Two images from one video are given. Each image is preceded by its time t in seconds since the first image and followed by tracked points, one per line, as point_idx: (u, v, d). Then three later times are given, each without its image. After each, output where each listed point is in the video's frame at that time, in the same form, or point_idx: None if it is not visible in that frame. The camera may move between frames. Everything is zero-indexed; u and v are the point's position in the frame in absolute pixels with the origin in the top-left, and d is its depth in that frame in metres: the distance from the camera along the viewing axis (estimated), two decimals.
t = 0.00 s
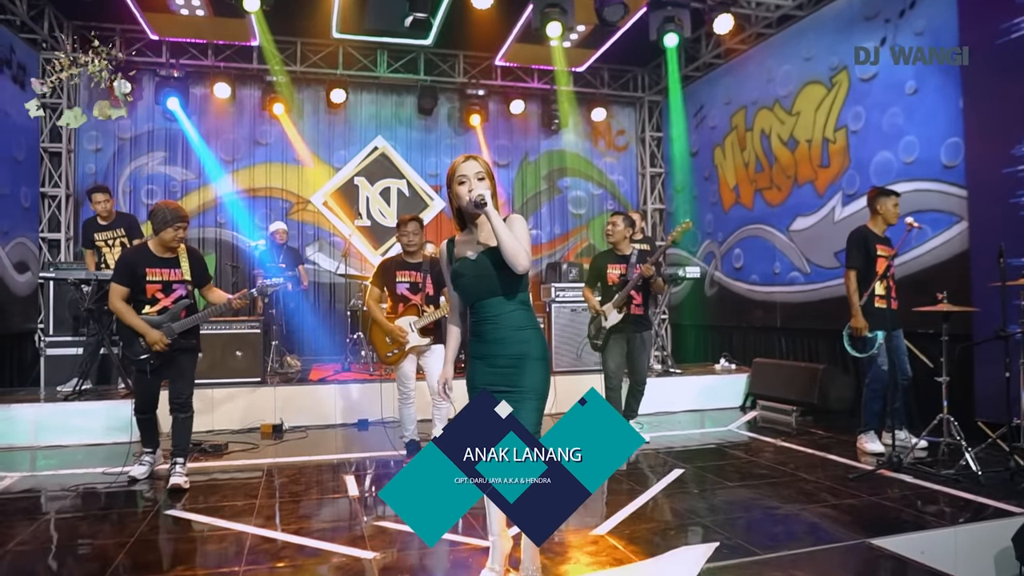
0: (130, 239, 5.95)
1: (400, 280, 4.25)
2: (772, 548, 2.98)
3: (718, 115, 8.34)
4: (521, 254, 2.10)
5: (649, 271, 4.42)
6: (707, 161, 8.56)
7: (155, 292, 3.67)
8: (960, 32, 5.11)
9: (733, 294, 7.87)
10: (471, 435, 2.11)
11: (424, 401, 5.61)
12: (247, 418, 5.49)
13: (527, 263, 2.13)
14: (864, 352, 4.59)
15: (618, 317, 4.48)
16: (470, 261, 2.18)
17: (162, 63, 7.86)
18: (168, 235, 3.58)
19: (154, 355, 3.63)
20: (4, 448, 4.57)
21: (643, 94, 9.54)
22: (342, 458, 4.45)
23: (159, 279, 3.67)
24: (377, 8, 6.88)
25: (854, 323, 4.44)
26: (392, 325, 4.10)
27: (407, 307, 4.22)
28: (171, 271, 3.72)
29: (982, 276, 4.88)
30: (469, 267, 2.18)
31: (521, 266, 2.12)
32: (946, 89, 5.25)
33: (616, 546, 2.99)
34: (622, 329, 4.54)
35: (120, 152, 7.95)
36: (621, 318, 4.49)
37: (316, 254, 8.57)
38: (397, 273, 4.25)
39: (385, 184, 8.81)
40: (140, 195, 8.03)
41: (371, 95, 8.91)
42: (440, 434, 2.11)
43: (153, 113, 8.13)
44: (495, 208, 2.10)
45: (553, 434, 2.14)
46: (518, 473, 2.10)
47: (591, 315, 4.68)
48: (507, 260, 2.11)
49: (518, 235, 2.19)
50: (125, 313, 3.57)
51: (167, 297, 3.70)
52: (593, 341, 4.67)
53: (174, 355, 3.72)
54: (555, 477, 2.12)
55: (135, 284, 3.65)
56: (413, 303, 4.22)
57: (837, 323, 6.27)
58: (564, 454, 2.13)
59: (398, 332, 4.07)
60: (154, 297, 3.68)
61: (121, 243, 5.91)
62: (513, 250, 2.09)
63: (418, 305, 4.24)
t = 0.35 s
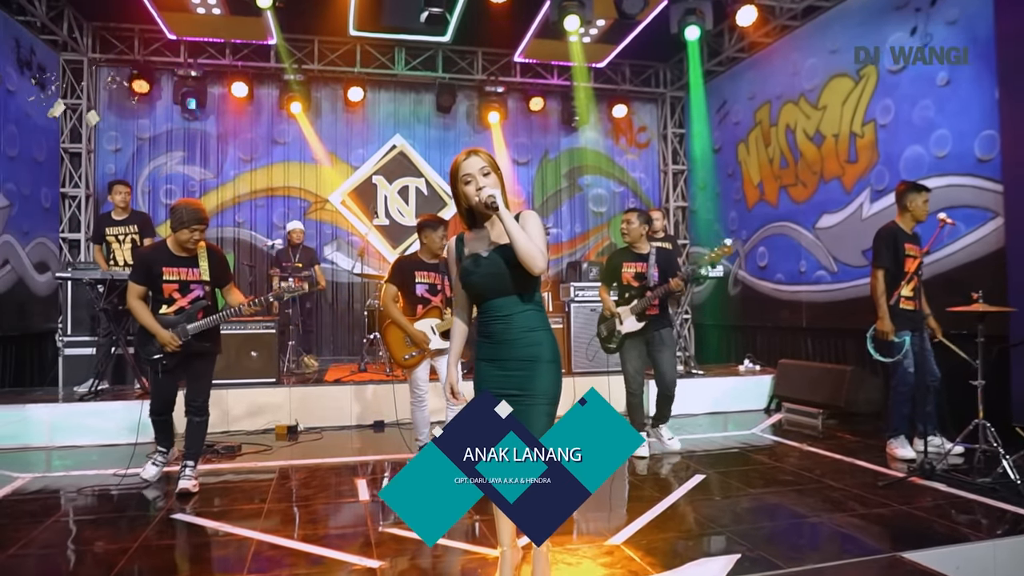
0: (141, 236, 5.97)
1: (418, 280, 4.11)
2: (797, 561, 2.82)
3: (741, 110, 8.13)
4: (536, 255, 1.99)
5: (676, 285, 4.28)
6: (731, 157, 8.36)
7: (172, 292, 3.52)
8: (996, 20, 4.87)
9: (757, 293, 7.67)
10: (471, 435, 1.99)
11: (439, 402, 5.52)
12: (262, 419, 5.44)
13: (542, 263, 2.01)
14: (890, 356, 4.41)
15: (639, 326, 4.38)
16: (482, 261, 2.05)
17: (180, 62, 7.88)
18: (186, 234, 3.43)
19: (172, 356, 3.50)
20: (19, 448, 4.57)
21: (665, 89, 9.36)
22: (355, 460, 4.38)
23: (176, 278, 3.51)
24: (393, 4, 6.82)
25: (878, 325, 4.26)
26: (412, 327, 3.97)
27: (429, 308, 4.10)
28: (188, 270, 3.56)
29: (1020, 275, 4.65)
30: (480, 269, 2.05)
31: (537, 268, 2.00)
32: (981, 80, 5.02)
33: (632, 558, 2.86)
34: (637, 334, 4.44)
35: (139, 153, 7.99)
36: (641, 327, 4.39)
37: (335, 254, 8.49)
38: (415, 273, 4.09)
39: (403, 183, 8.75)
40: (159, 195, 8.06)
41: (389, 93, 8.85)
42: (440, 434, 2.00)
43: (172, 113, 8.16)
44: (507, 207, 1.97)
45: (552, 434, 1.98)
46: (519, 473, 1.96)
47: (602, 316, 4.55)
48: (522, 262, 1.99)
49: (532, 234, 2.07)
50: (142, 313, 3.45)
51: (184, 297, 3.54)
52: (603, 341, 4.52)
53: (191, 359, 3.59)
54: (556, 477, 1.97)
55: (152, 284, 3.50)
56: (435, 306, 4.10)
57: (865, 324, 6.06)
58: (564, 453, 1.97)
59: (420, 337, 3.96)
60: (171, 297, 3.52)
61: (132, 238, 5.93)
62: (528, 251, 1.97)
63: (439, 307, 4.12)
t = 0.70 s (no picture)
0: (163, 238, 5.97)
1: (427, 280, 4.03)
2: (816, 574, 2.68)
3: (761, 106, 7.96)
4: (551, 255, 1.88)
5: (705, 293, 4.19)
6: (751, 155, 8.18)
7: (180, 286, 3.42)
8: None
9: (778, 293, 7.49)
10: (471, 432, 1.80)
11: (451, 405, 5.44)
12: (273, 421, 5.40)
13: (557, 264, 1.91)
14: (919, 359, 4.24)
15: (665, 329, 4.24)
16: (492, 259, 1.95)
17: (195, 63, 7.90)
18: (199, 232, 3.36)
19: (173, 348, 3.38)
20: (31, 449, 4.56)
21: (683, 87, 9.20)
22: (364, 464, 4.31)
23: (187, 272, 3.41)
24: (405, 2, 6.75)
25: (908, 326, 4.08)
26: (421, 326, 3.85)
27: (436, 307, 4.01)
28: (201, 266, 3.46)
29: None
30: (490, 268, 1.94)
31: (552, 268, 1.90)
32: (1011, 72, 4.82)
33: (644, 569, 2.74)
34: (657, 337, 4.32)
35: (155, 153, 8.01)
36: (666, 330, 4.25)
37: (350, 254, 8.47)
38: (423, 273, 4.01)
39: (419, 183, 8.70)
40: (174, 196, 8.09)
41: (404, 92, 8.79)
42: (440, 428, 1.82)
43: (188, 114, 8.17)
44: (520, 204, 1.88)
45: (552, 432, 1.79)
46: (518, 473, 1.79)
47: (614, 315, 4.40)
48: (536, 262, 1.89)
49: (545, 232, 1.97)
50: (150, 301, 3.39)
51: (191, 293, 3.43)
52: (615, 341, 4.37)
53: (194, 360, 3.45)
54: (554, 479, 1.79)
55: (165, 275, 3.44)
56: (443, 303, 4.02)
57: (890, 325, 5.86)
58: (565, 454, 1.79)
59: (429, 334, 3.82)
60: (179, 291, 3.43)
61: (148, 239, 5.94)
62: (542, 251, 1.87)
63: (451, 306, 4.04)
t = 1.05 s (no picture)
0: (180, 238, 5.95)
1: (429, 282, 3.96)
2: None
3: (780, 104, 7.80)
4: (567, 259, 1.82)
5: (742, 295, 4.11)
6: (769, 154, 8.02)
7: (190, 282, 3.37)
8: None
9: (797, 295, 7.34)
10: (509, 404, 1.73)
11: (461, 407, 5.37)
12: (283, 422, 5.36)
13: (572, 270, 1.84)
14: (939, 363, 4.11)
15: (697, 335, 4.12)
16: (505, 254, 1.87)
17: (209, 64, 7.92)
18: (216, 235, 3.30)
19: (170, 343, 3.35)
20: (42, 450, 4.55)
21: (700, 85, 9.07)
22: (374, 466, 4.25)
23: (199, 270, 3.36)
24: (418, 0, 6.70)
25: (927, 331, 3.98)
26: (421, 329, 3.80)
27: (436, 308, 3.94)
28: (215, 269, 3.40)
29: None
30: (500, 265, 1.85)
31: (567, 274, 1.83)
32: None
33: None
34: (684, 342, 4.18)
35: (169, 154, 8.03)
36: (696, 336, 4.13)
37: (363, 255, 8.43)
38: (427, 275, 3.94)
39: (432, 183, 8.65)
40: (188, 197, 8.12)
41: (417, 92, 8.73)
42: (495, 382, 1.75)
43: (202, 115, 8.19)
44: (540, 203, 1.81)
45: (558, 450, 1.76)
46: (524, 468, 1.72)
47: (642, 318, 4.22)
48: (550, 265, 1.82)
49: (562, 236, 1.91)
50: (159, 292, 3.35)
51: (198, 292, 3.37)
52: (642, 345, 4.22)
53: (191, 359, 3.42)
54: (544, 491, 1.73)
55: (180, 267, 3.41)
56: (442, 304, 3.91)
57: (913, 327, 5.69)
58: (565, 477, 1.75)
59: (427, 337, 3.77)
60: (187, 287, 3.38)
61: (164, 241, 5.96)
62: (559, 254, 1.80)
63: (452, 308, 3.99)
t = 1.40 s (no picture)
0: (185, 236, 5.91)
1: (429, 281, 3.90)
2: None
3: (792, 99, 7.66)
4: (572, 261, 1.71)
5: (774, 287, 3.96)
6: (781, 149, 7.88)
7: (190, 282, 3.31)
8: None
9: (810, 294, 7.19)
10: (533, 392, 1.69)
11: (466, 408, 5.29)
12: (287, 422, 5.30)
13: (576, 274, 1.73)
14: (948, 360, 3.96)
15: (721, 333, 3.97)
16: (509, 249, 1.76)
17: (215, 61, 7.89)
18: (222, 237, 3.24)
19: (168, 345, 3.29)
20: (43, 450, 4.51)
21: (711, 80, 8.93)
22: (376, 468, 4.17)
23: (202, 270, 3.30)
24: None
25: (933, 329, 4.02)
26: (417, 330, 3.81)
27: (433, 308, 3.92)
28: (217, 269, 3.34)
29: None
30: (504, 261, 1.75)
31: (570, 277, 1.72)
32: None
33: None
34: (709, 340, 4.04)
35: (175, 152, 8.00)
36: (720, 335, 3.98)
37: (370, 253, 8.37)
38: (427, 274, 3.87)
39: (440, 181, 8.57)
40: (194, 195, 8.09)
41: (424, 88, 8.64)
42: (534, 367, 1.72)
43: (208, 113, 8.15)
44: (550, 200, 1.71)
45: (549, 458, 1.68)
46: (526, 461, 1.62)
47: (666, 315, 4.12)
48: (554, 266, 1.71)
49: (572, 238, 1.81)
50: (159, 293, 3.24)
51: (198, 293, 3.31)
52: (665, 343, 4.15)
53: (183, 357, 3.35)
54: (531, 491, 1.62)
55: (182, 264, 3.34)
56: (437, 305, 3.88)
57: (929, 326, 5.55)
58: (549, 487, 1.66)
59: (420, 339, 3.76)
60: (187, 286, 3.32)
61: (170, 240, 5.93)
62: (564, 254, 1.69)
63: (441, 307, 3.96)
